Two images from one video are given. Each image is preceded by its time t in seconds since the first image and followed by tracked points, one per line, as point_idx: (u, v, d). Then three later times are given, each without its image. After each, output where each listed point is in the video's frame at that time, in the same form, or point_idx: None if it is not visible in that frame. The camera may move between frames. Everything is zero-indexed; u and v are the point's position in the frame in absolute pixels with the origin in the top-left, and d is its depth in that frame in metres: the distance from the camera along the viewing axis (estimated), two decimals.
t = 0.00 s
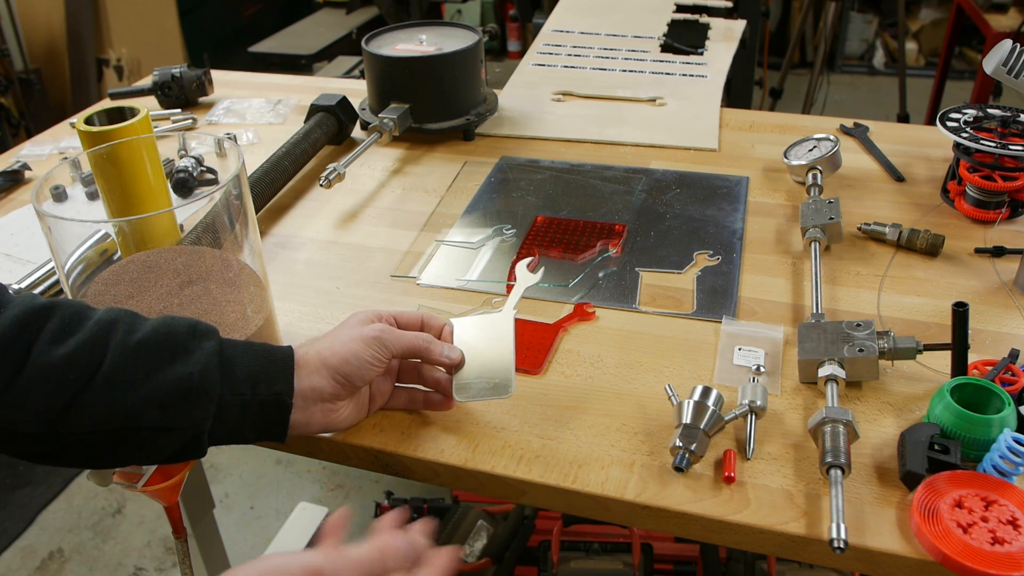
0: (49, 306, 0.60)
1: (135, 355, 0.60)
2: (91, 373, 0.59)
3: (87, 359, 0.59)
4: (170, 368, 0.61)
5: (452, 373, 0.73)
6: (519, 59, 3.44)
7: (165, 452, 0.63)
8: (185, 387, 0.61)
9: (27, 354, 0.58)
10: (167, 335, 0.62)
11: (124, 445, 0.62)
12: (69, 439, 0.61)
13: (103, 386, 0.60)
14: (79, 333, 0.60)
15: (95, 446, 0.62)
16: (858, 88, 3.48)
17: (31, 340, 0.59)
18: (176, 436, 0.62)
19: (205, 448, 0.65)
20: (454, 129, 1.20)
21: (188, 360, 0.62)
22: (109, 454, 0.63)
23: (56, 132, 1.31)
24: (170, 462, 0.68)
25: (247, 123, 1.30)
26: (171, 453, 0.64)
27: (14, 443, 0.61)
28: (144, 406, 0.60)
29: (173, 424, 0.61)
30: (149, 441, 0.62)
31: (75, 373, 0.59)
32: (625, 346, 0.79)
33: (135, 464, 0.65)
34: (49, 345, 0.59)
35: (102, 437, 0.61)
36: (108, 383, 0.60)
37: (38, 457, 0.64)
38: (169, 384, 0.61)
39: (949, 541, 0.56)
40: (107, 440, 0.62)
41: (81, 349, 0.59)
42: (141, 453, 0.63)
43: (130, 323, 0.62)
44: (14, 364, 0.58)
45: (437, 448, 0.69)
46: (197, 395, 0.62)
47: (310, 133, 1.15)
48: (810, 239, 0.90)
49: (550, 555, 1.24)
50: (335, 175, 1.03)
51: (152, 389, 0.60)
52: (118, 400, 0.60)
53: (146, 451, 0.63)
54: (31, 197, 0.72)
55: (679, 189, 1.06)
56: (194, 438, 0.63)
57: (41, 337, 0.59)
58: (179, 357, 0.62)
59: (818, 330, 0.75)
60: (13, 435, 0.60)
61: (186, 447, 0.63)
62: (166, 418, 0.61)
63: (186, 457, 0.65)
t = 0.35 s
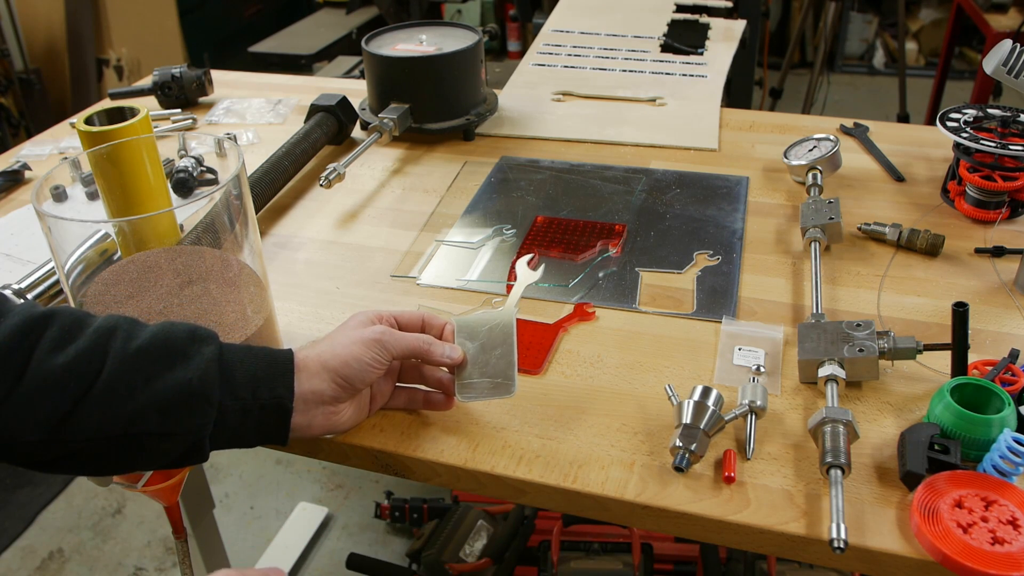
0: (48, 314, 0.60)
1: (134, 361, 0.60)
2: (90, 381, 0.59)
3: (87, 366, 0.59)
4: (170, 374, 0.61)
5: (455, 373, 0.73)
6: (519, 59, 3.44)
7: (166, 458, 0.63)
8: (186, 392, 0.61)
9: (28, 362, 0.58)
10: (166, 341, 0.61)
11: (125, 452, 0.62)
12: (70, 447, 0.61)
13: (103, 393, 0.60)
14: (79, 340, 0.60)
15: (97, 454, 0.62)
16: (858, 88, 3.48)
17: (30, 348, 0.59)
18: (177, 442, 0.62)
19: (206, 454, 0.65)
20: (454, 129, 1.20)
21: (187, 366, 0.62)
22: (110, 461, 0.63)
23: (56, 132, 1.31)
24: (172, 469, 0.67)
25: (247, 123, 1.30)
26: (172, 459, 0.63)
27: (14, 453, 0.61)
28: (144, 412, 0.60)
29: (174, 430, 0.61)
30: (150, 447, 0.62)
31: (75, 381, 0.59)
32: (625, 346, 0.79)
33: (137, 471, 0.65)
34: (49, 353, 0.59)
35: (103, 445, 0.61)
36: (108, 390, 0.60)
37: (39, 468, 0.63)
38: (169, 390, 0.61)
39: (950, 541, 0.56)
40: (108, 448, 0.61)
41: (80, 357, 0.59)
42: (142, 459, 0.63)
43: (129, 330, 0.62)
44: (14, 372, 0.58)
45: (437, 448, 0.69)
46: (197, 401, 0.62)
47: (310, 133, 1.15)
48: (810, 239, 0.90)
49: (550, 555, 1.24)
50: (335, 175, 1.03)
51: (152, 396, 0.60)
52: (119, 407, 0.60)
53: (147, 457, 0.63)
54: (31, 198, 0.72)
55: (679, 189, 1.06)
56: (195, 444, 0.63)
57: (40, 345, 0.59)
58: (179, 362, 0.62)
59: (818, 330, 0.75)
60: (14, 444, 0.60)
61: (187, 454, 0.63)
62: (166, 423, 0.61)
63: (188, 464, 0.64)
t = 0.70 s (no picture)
0: (46, 312, 0.60)
1: (134, 361, 0.60)
2: (90, 381, 0.59)
3: (86, 366, 0.59)
4: (170, 374, 0.61)
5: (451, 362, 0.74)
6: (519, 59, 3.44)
7: (164, 458, 0.63)
8: (186, 393, 0.61)
9: (26, 361, 0.58)
10: (166, 341, 0.61)
11: (123, 452, 0.62)
12: (68, 447, 0.61)
13: (103, 393, 0.59)
14: (78, 339, 0.60)
15: (96, 454, 0.62)
16: (858, 88, 3.48)
17: (29, 347, 0.58)
18: (177, 442, 0.62)
19: (204, 453, 0.65)
20: (454, 129, 1.20)
21: (188, 366, 0.62)
22: (107, 461, 0.62)
23: (56, 132, 1.31)
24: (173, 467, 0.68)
25: (247, 123, 1.30)
26: (172, 459, 0.64)
27: (13, 452, 0.61)
28: (144, 413, 0.60)
29: (174, 431, 0.61)
30: (149, 447, 0.62)
31: (75, 380, 0.59)
32: (625, 346, 0.79)
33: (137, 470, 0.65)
34: (47, 353, 0.59)
35: (102, 445, 0.61)
36: (108, 390, 0.60)
37: (37, 467, 0.63)
38: (169, 390, 0.61)
39: (950, 541, 0.56)
40: (108, 448, 0.61)
41: (79, 356, 0.59)
42: (140, 459, 0.63)
43: (128, 329, 0.62)
44: (13, 371, 0.58)
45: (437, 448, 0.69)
46: (197, 401, 0.62)
47: (310, 133, 1.15)
48: (811, 239, 0.90)
49: (550, 555, 1.24)
50: (335, 175, 1.03)
51: (152, 396, 0.60)
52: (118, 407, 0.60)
53: (145, 457, 0.63)
54: (31, 198, 0.72)
55: (679, 189, 1.06)
56: (194, 444, 0.63)
57: (39, 344, 0.59)
58: (179, 362, 0.62)
59: (818, 330, 0.75)
60: (12, 444, 0.60)
61: (186, 453, 0.63)
62: (166, 423, 0.61)
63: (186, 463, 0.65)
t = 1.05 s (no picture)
0: (48, 308, 0.60)
1: (136, 361, 0.60)
2: (90, 379, 0.59)
3: (88, 364, 0.59)
4: (171, 375, 0.61)
5: (451, 367, 0.73)
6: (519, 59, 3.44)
7: (162, 455, 0.63)
8: (187, 393, 0.61)
9: (28, 357, 0.58)
10: (168, 341, 0.61)
11: (120, 448, 0.62)
12: (65, 441, 0.61)
13: (103, 391, 0.59)
14: (80, 336, 0.59)
15: (94, 449, 0.62)
16: (858, 88, 3.48)
17: (30, 343, 0.58)
18: (176, 442, 0.62)
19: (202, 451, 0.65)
20: (454, 129, 1.20)
21: (189, 368, 0.62)
22: (104, 456, 0.63)
23: (56, 132, 1.31)
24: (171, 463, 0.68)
25: (247, 123, 1.30)
26: (170, 456, 0.64)
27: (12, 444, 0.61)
28: (144, 412, 0.60)
29: (173, 431, 0.62)
30: (148, 446, 0.62)
31: (75, 377, 0.59)
32: (625, 346, 0.79)
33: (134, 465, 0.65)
34: (49, 349, 0.58)
35: (101, 441, 0.61)
36: (109, 388, 0.60)
37: (35, 457, 0.63)
38: (169, 391, 0.61)
39: (950, 541, 0.56)
40: (106, 445, 0.62)
41: (81, 355, 0.59)
42: (137, 456, 0.63)
43: (131, 327, 0.61)
44: (15, 367, 0.57)
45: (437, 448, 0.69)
46: (198, 402, 0.62)
47: (310, 133, 1.15)
48: (810, 239, 0.90)
49: (550, 555, 1.24)
50: (335, 175, 1.03)
51: (152, 396, 0.60)
52: (118, 406, 0.60)
53: (143, 454, 0.63)
54: (31, 197, 0.72)
55: (679, 189, 1.06)
56: (192, 442, 0.63)
57: (41, 340, 0.58)
58: (180, 363, 0.62)
59: (818, 330, 0.75)
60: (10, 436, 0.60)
61: (184, 451, 0.64)
62: (165, 423, 0.61)
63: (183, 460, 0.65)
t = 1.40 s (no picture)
0: (43, 303, 0.60)
1: (129, 358, 0.60)
2: (84, 374, 0.59)
3: (81, 360, 0.59)
4: (165, 372, 0.61)
5: (447, 369, 0.73)
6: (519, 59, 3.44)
7: (156, 451, 0.63)
8: (179, 391, 0.61)
9: (22, 351, 0.58)
10: (162, 338, 0.61)
11: (115, 443, 0.62)
12: (60, 435, 0.61)
13: (96, 387, 0.60)
14: (73, 332, 0.60)
15: (89, 443, 0.62)
16: (858, 88, 3.47)
17: (25, 338, 0.59)
18: (169, 439, 0.62)
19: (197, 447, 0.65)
20: (454, 129, 1.20)
21: (183, 366, 0.62)
22: (99, 450, 0.63)
23: (56, 132, 1.31)
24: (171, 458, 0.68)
25: (247, 123, 1.30)
26: (163, 452, 0.64)
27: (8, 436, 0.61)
28: (136, 409, 0.60)
29: (166, 428, 0.62)
30: (141, 442, 0.62)
31: (69, 373, 0.59)
32: (625, 346, 0.79)
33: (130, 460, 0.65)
34: (44, 345, 0.59)
35: (96, 436, 0.62)
36: (102, 384, 0.60)
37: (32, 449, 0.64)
38: (162, 389, 0.61)
39: (950, 541, 0.56)
40: (101, 440, 0.62)
41: (74, 351, 0.59)
42: (132, 451, 0.63)
43: (125, 324, 0.61)
44: (9, 361, 0.58)
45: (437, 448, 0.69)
46: (191, 400, 0.62)
47: (310, 133, 1.15)
48: (810, 239, 0.90)
49: (550, 555, 1.24)
50: (335, 175, 1.03)
51: (145, 393, 0.60)
52: (111, 402, 0.60)
53: (137, 450, 0.63)
54: (31, 197, 0.72)
55: (678, 189, 1.06)
56: (186, 440, 0.63)
57: (36, 335, 0.59)
58: (173, 361, 0.61)
59: (818, 330, 0.75)
60: (7, 429, 0.60)
61: (178, 448, 0.64)
62: (158, 420, 0.61)
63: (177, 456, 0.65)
